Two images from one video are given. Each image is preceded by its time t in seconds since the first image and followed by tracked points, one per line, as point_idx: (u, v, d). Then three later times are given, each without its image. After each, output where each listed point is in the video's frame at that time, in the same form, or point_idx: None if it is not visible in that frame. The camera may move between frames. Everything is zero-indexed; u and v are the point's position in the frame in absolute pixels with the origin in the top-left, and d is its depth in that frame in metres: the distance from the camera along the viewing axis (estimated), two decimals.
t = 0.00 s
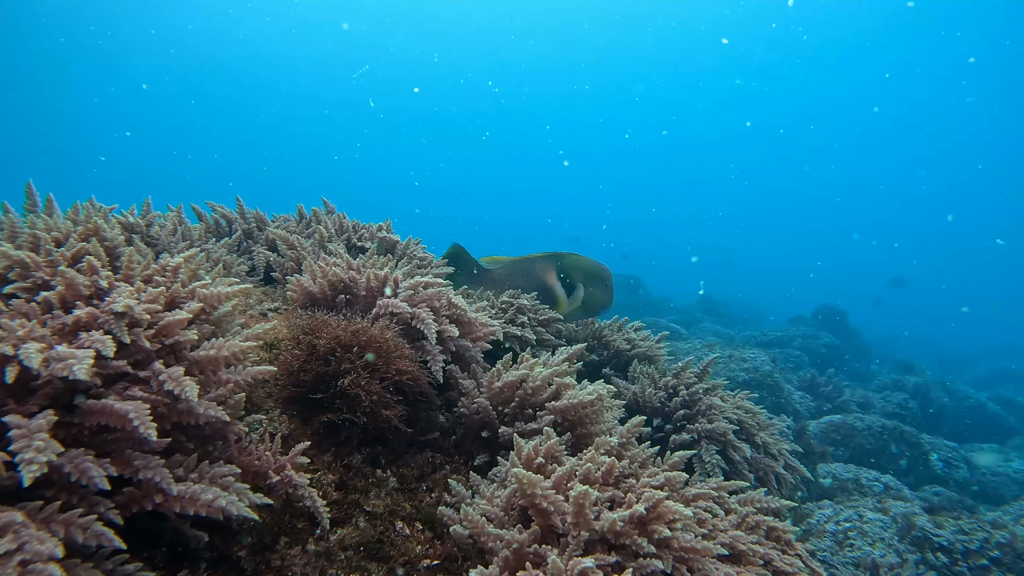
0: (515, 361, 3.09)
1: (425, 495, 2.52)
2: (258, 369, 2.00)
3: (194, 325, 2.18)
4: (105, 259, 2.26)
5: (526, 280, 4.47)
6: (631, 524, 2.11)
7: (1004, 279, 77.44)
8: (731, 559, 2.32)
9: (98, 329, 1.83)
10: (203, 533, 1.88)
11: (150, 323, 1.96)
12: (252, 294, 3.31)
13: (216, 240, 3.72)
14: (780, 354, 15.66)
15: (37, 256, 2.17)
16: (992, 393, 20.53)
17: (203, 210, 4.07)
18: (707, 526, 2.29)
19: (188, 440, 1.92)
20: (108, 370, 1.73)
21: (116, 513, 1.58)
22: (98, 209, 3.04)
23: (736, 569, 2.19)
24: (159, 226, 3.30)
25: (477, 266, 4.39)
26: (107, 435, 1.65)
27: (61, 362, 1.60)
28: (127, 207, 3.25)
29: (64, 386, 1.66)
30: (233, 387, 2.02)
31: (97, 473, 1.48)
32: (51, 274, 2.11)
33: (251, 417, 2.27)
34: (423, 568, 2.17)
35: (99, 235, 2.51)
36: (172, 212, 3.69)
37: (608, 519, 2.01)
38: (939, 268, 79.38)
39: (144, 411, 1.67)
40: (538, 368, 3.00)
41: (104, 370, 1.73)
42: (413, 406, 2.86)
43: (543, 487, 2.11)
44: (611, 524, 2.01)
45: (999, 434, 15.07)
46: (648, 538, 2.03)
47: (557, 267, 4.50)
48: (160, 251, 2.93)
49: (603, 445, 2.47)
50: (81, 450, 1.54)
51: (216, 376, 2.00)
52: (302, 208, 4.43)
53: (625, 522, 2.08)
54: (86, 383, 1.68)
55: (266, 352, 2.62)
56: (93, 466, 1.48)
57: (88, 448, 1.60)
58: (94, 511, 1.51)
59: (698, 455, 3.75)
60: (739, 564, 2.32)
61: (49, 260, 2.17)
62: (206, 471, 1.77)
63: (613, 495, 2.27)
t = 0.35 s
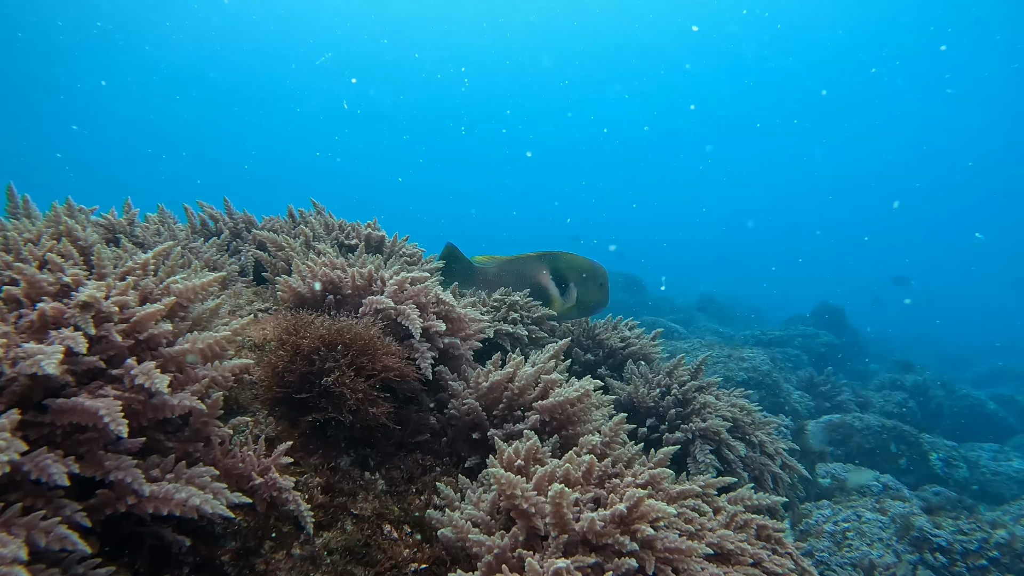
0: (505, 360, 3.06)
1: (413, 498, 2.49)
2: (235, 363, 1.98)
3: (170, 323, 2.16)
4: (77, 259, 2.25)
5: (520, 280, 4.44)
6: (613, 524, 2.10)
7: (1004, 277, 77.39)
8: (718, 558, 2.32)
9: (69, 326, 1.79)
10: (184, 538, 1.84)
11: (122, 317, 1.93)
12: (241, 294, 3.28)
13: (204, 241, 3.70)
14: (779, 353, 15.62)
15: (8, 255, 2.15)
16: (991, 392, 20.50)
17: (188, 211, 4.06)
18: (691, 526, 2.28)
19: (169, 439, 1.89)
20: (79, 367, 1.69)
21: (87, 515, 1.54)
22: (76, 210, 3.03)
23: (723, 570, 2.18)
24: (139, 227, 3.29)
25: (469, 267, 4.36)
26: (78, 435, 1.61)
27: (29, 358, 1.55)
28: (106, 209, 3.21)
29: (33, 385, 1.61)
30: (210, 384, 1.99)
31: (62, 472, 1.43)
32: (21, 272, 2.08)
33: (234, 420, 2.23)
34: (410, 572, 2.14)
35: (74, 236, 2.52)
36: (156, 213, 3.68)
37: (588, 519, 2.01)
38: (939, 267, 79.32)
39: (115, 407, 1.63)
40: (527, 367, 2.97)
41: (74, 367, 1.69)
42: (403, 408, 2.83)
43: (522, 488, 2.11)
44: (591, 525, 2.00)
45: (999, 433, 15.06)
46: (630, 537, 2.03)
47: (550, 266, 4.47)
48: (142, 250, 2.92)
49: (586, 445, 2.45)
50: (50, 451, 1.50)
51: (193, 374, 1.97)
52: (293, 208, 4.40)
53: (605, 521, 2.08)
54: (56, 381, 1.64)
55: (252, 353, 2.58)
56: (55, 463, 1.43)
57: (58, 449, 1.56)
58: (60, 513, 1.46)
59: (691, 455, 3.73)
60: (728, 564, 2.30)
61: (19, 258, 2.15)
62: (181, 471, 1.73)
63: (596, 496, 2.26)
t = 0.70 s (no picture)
0: (495, 358, 3.03)
1: (402, 500, 2.46)
2: (211, 354, 1.98)
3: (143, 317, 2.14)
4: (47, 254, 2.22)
5: (513, 278, 4.40)
6: (593, 524, 2.09)
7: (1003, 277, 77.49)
8: (704, 557, 2.29)
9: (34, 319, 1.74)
10: (163, 542, 1.79)
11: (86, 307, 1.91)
12: (231, 293, 3.24)
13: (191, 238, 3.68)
14: (778, 352, 15.60)
15: None
16: (990, 392, 20.51)
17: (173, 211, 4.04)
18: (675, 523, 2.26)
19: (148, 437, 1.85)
20: (46, 360, 1.65)
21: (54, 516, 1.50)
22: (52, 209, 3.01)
23: (710, 570, 2.15)
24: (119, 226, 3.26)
25: (463, 264, 4.32)
26: (45, 433, 1.57)
27: None
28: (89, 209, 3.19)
29: None
30: (183, 378, 1.96)
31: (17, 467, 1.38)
32: None
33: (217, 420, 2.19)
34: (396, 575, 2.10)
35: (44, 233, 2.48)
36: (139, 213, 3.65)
37: (566, 519, 1.99)
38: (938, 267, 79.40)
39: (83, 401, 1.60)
40: (516, 365, 2.95)
41: (39, 361, 1.64)
42: (392, 407, 2.80)
43: (502, 487, 2.10)
44: (569, 525, 1.98)
45: (996, 432, 15.07)
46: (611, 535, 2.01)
47: (544, 264, 4.44)
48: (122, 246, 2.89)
49: (570, 443, 2.44)
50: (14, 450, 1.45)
51: (168, 370, 1.93)
52: (282, 207, 4.37)
53: (585, 520, 2.07)
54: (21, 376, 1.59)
55: (237, 352, 2.54)
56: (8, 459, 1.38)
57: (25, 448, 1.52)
58: (21, 514, 1.41)
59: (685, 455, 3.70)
60: (715, 563, 2.28)
61: None
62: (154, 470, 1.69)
63: (578, 495, 2.25)
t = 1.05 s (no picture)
0: (487, 353, 2.99)
1: (393, 498, 2.42)
2: (185, 340, 1.93)
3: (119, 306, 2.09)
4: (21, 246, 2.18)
5: (509, 274, 4.35)
6: (578, 520, 2.06)
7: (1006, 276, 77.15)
8: (697, 555, 2.24)
9: None
10: (146, 541, 1.73)
11: (53, 293, 1.86)
12: (223, 287, 3.18)
13: (183, 234, 3.64)
14: (779, 350, 15.53)
15: None
16: (992, 391, 20.40)
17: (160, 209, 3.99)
18: (663, 520, 2.21)
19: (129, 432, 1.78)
20: (12, 347, 1.60)
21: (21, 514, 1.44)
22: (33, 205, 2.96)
23: (700, 569, 2.10)
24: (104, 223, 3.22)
25: (459, 260, 4.28)
26: (12, 426, 1.51)
27: None
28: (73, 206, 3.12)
29: None
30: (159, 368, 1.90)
31: None
32: None
33: (202, 417, 2.14)
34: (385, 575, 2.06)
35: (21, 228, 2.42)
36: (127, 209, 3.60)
37: (545, 517, 1.95)
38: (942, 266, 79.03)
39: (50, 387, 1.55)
40: (508, 360, 2.92)
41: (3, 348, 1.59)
42: (384, 404, 2.75)
43: (484, 484, 2.07)
44: (550, 525, 1.94)
45: (998, 431, 14.99)
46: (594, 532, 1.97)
47: (540, 260, 4.38)
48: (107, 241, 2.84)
49: (557, 440, 2.39)
50: None
51: (143, 360, 1.87)
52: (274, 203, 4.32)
53: (569, 517, 2.03)
54: None
55: (226, 347, 2.49)
56: None
57: None
58: None
59: (681, 453, 3.65)
60: (708, 561, 2.24)
61: None
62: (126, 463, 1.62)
63: (562, 493, 2.21)
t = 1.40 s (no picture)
0: (485, 351, 2.96)
1: (390, 497, 2.38)
2: (167, 328, 1.90)
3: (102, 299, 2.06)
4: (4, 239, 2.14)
5: (510, 272, 4.30)
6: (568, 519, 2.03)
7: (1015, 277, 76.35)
8: (694, 555, 2.19)
9: None
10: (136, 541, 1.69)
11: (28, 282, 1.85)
12: (222, 283, 3.14)
13: (182, 231, 3.61)
14: (784, 350, 15.41)
15: None
16: (1000, 393, 20.18)
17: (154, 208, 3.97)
18: (657, 518, 2.17)
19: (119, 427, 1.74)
20: None
21: None
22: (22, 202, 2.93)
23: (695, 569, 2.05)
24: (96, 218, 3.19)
25: (459, 258, 4.24)
26: None
27: None
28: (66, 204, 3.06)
29: None
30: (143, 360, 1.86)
31: None
32: None
33: (195, 415, 2.10)
34: None
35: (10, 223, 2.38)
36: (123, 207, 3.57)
37: (531, 515, 1.93)
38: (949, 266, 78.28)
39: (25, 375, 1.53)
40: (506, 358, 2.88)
41: None
42: (381, 403, 2.71)
43: (472, 485, 2.05)
44: (536, 525, 1.92)
45: (1005, 433, 14.82)
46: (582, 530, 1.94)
47: (541, 258, 4.33)
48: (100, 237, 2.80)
49: (548, 440, 2.35)
50: None
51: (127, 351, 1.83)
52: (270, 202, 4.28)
53: (558, 516, 1.99)
54: None
55: (221, 345, 2.45)
56: None
57: None
58: None
59: (681, 453, 3.61)
60: (705, 560, 2.19)
61: None
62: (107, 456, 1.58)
63: (552, 492, 2.18)
